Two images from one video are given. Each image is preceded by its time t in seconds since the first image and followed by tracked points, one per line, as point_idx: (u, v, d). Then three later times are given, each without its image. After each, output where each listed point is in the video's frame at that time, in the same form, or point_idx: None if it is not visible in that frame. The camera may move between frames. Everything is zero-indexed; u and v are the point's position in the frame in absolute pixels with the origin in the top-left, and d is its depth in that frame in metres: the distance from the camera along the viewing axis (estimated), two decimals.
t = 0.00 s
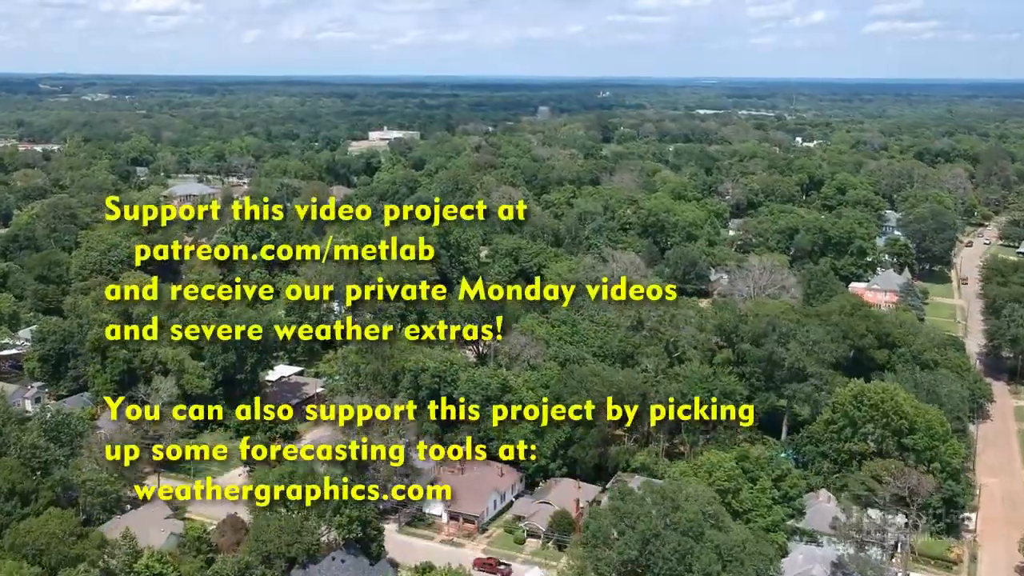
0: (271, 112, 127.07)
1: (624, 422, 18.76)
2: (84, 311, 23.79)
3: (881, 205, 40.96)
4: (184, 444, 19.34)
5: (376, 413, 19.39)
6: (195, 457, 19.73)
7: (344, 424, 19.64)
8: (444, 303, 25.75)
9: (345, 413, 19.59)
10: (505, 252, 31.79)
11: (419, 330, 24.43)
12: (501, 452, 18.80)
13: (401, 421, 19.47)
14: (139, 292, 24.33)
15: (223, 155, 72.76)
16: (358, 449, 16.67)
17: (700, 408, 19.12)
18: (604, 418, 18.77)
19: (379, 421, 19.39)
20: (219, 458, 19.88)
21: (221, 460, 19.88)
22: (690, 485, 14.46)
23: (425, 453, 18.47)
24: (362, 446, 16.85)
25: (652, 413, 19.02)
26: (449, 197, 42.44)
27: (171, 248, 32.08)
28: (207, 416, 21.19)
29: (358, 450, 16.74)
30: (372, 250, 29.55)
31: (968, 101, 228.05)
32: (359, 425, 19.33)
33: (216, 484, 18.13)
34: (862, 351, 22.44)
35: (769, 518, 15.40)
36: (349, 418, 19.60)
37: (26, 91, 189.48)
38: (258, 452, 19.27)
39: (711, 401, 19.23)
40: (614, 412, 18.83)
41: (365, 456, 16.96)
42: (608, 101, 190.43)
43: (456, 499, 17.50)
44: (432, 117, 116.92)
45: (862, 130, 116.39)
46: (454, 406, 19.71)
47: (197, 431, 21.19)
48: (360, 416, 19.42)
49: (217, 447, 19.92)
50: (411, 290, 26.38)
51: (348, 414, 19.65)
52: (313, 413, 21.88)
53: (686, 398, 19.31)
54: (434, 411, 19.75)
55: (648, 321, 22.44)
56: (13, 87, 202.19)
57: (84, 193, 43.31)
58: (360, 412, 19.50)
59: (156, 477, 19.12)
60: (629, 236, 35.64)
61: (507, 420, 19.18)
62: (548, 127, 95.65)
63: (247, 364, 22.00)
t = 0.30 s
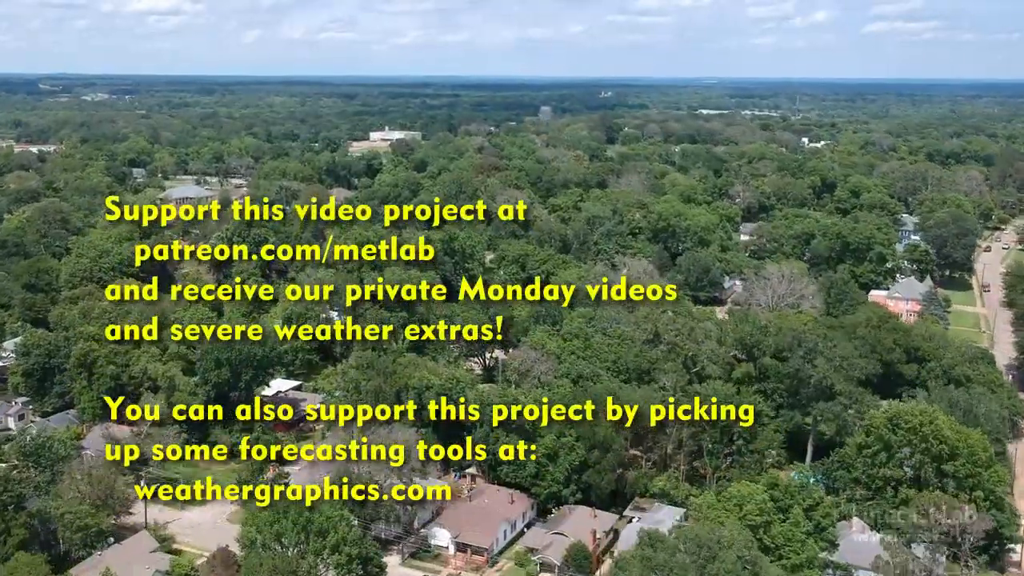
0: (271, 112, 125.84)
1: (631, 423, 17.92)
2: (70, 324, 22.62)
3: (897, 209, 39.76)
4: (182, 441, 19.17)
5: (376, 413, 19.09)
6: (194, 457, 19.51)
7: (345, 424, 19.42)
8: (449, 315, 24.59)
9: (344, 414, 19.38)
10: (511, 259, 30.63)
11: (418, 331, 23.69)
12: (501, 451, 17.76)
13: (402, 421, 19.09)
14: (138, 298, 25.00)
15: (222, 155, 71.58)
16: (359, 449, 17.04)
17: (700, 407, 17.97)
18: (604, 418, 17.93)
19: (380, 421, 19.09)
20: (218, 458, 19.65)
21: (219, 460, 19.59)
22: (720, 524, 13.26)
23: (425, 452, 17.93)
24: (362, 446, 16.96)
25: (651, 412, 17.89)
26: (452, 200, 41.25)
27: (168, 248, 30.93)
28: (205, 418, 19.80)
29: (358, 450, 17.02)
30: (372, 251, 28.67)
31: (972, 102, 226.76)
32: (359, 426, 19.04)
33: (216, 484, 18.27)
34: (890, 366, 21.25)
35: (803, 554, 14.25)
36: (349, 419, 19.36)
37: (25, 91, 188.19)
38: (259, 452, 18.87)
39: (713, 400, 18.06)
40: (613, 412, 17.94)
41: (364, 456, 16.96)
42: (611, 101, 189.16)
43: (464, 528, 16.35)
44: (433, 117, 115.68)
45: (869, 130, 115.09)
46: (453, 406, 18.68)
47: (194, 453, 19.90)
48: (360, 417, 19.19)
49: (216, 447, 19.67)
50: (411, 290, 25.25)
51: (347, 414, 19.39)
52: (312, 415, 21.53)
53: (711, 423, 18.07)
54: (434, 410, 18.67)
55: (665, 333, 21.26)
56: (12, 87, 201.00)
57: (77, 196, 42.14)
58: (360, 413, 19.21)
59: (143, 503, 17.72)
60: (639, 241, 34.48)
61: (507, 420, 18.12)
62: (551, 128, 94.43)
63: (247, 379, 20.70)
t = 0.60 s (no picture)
0: (271, 112, 124.79)
1: (631, 423, 17.63)
2: (55, 337, 21.47)
3: (913, 212, 38.60)
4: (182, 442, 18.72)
5: (377, 413, 17.90)
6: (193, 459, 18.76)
7: (344, 423, 18.13)
8: (454, 327, 23.44)
9: (344, 414, 18.05)
10: (518, 265, 29.51)
11: (417, 330, 23.68)
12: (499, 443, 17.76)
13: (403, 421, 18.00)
14: (139, 297, 26.51)
15: (221, 156, 70.52)
16: (358, 448, 16.78)
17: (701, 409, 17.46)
18: (604, 417, 17.68)
19: (381, 422, 17.97)
20: (219, 458, 18.61)
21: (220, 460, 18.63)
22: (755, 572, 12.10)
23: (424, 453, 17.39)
24: (361, 446, 16.73)
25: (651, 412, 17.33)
26: (455, 201, 40.13)
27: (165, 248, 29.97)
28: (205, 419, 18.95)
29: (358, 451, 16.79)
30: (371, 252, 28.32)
31: (974, 102, 225.49)
32: (359, 426, 17.82)
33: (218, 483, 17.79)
34: (921, 382, 20.23)
35: None
36: (349, 420, 18.03)
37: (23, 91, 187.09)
38: (259, 452, 18.65)
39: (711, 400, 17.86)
40: (613, 411, 17.72)
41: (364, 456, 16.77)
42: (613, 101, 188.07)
43: (472, 562, 15.21)
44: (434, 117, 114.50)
45: (874, 129, 114.10)
46: (452, 406, 18.12)
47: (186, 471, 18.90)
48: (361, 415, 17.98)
49: (216, 447, 18.67)
50: (411, 291, 25.20)
51: (347, 413, 18.05)
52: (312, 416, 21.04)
53: (735, 448, 16.71)
54: (433, 410, 17.98)
55: (684, 349, 20.15)
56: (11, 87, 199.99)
57: (69, 200, 40.98)
58: (361, 413, 17.99)
59: (127, 532, 16.58)
60: (649, 247, 33.34)
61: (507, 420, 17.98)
62: (554, 128, 93.30)
63: (239, 396, 19.49)
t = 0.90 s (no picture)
0: (270, 113, 123.48)
1: (631, 422, 17.55)
2: (35, 353, 20.25)
3: (931, 218, 37.44)
4: (181, 440, 17.56)
5: (376, 412, 17.12)
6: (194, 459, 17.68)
7: (344, 423, 17.53)
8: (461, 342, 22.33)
9: (344, 414, 17.41)
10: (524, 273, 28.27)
11: (418, 330, 23.31)
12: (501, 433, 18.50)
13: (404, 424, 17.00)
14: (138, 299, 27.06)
15: (218, 158, 69.29)
16: (359, 447, 16.80)
17: (700, 407, 17.86)
18: (604, 417, 17.59)
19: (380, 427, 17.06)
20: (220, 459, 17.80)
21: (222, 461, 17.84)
22: None
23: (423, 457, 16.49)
24: (362, 446, 16.75)
25: (651, 412, 17.71)
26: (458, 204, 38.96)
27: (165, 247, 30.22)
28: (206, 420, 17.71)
29: (358, 451, 16.81)
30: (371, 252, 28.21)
31: (977, 102, 224.64)
32: (359, 427, 17.13)
33: (218, 482, 17.56)
34: (955, 402, 18.95)
35: None
36: (349, 419, 17.40)
37: (21, 91, 185.86)
38: (259, 452, 18.45)
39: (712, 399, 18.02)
40: (613, 411, 17.60)
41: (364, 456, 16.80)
42: (614, 101, 187.06)
43: None
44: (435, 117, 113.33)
45: (879, 130, 112.87)
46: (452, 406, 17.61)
47: (188, 478, 17.80)
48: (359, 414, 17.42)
49: (216, 446, 17.78)
50: (411, 290, 24.75)
51: (346, 413, 17.44)
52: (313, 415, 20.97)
53: (764, 479, 15.58)
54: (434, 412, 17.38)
55: (705, 366, 18.99)
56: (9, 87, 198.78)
57: (60, 204, 39.76)
58: (361, 412, 17.31)
59: (110, 568, 15.35)
60: (659, 255, 32.22)
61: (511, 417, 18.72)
62: (557, 129, 92.04)
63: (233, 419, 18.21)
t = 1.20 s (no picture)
0: (270, 114, 122.32)
1: (631, 423, 17.03)
2: (14, 371, 19.09)
3: (949, 222, 36.25)
4: (182, 440, 16.77)
5: (377, 413, 18.11)
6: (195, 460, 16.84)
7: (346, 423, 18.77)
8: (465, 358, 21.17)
9: (345, 413, 18.84)
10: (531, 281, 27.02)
11: (417, 330, 22.48)
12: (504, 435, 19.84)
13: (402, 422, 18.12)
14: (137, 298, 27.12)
15: (217, 158, 68.16)
16: (359, 448, 16.03)
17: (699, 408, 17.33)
18: (604, 417, 16.99)
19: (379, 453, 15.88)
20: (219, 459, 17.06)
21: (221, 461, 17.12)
22: None
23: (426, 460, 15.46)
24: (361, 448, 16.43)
25: (650, 412, 17.23)
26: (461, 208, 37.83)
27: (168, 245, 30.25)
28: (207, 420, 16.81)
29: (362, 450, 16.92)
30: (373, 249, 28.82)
31: (981, 102, 223.27)
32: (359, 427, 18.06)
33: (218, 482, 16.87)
34: (993, 423, 17.73)
35: None
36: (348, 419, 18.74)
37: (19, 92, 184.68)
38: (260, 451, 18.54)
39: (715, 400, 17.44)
40: (613, 411, 17.04)
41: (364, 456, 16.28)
42: (616, 100, 185.81)
43: None
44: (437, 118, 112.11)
45: (886, 130, 111.45)
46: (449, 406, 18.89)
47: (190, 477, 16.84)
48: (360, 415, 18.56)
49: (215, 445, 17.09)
50: (411, 290, 24.24)
51: (348, 414, 18.83)
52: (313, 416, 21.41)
53: (795, 511, 14.35)
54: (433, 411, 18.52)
55: (726, 387, 17.80)
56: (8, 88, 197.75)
57: (50, 209, 38.61)
58: (361, 414, 18.32)
59: None
60: (670, 261, 31.07)
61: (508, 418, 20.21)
62: (559, 130, 90.76)
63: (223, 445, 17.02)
